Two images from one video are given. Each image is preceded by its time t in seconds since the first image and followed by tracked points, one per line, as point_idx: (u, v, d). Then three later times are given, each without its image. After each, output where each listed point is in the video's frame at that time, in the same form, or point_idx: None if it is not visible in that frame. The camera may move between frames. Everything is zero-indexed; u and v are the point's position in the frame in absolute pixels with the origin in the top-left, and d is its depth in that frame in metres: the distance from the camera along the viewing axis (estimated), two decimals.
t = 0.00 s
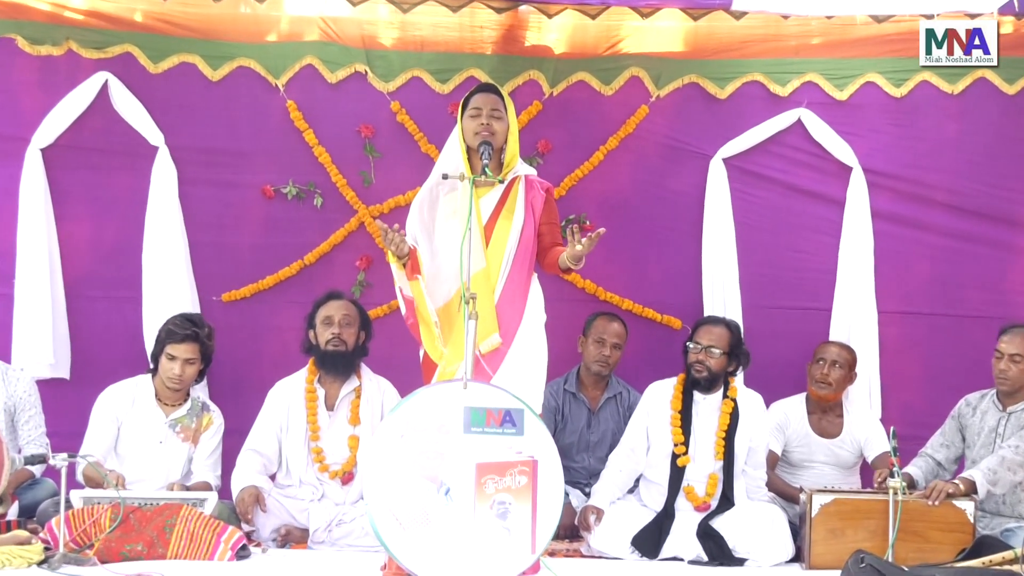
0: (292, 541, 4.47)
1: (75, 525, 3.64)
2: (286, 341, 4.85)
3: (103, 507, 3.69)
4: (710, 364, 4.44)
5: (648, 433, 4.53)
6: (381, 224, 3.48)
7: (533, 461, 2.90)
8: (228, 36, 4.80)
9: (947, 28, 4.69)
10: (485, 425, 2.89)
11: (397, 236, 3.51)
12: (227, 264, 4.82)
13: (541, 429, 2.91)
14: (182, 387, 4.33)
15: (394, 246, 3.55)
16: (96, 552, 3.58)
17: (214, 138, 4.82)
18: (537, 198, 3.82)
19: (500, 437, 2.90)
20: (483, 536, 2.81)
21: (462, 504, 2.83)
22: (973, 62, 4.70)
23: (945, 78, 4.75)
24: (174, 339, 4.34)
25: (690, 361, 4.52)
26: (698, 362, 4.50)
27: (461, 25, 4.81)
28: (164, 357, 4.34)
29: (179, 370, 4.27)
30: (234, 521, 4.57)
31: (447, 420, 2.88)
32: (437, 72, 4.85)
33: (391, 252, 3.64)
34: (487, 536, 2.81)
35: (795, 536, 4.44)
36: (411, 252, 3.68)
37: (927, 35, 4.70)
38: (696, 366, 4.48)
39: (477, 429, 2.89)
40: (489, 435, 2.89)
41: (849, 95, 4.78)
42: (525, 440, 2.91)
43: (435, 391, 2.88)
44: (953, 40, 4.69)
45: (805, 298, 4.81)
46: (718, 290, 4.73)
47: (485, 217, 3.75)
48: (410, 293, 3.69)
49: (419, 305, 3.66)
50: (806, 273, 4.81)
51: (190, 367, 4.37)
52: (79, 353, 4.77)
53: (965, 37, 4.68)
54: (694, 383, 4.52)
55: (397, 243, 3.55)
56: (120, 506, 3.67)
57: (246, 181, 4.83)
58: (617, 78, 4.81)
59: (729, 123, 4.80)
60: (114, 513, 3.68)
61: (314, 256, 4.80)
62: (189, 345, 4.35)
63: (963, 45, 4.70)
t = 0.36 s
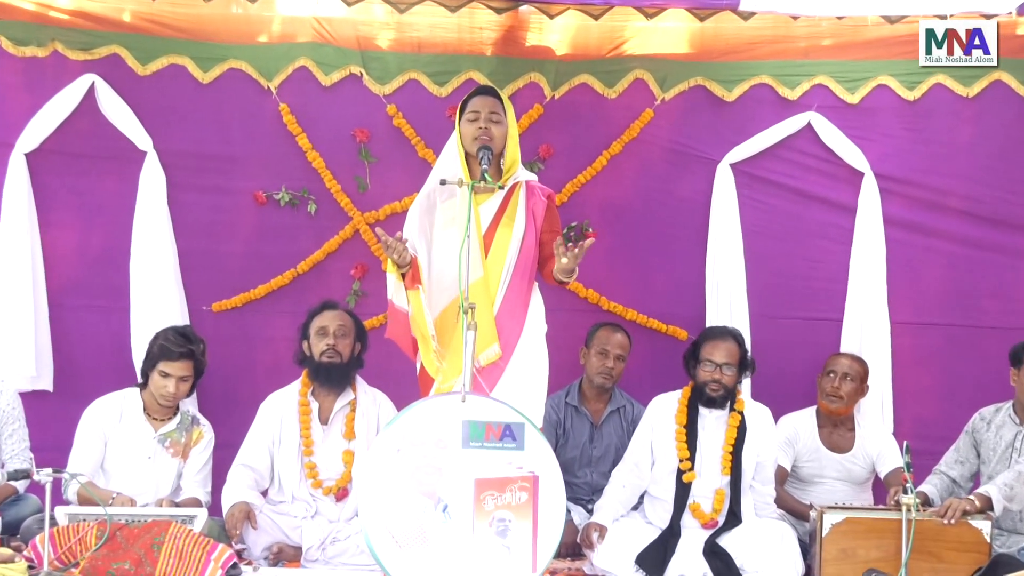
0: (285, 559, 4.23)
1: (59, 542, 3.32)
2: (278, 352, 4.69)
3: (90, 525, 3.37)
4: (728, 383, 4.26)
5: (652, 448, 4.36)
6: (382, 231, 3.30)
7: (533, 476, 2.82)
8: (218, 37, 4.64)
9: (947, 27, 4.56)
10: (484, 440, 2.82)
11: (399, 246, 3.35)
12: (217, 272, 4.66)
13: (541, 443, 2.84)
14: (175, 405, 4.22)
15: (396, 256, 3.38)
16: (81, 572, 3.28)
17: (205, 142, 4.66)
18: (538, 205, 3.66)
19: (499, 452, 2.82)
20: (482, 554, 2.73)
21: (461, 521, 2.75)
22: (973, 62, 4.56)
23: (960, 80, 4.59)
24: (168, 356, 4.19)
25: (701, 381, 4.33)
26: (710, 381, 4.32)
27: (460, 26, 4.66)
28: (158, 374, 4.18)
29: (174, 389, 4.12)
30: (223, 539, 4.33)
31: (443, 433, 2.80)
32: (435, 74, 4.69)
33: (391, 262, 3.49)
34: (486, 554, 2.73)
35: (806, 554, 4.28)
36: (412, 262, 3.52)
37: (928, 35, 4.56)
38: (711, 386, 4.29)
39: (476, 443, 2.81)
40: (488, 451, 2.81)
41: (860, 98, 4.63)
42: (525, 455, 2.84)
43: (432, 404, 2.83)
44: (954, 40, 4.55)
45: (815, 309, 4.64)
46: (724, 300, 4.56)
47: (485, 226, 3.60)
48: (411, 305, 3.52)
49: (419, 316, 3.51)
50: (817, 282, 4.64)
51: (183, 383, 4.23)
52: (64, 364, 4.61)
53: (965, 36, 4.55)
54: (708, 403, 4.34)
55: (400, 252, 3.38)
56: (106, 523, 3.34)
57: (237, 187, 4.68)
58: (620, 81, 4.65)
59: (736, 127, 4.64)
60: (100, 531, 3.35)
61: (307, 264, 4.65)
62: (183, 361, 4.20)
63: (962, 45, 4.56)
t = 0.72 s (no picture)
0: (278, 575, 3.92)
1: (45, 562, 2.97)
2: (272, 363, 4.53)
3: (77, 540, 3.04)
4: (741, 400, 4.14)
5: (658, 461, 4.21)
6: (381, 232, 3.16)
7: (535, 491, 2.70)
8: (210, 36, 4.50)
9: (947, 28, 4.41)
10: (485, 453, 2.69)
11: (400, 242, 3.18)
12: (209, 279, 4.51)
13: (544, 456, 2.71)
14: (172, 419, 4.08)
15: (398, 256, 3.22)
16: None
17: (196, 146, 4.51)
18: (542, 212, 3.53)
19: (500, 466, 2.69)
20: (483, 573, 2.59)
21: (460, 538, 2.61)
22: (973, 62, 4.42)
23: (976, 81, 4.44)
24: (168, 379, 3.97)
25: (714, 399, 4.19)
26: (723, 398, 4.18)
27: (460, 25, 4.51)
28: (155, 396, 3.98)
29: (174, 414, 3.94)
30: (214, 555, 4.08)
31: (442, 447, 2.67)
32: (434, 75, 4.54)
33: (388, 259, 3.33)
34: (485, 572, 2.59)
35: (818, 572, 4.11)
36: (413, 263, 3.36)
37: (928, 35, 4.42)
38: (724, 404, 4.15)
39: (476, 456, 2.68)
40: (489, 465, 2.68)
41: (873, 100, 4.47)
42: (527, 469, 2.71)
43: (430, 417, 2.69)
44: (954, 40, 4.41)
45: (828, 318, 4.49)
46: (735, 310, 4.42)
47: (485, 233, 3.46)
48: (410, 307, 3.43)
49: (420, 321, 3.38)
50: (829, 291, 4.49)
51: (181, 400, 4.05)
52: (51, 375, 4.46)
53: (965, 36, 4.41)
54: (721, 418, 4.19)
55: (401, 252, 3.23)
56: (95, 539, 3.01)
57: (229, 192, 4.53)
58: (625, 82, 4.50)
59: (745, 130, 4.49)
60: (88, 546, 3.03)
61: (301, 272, 4.49)
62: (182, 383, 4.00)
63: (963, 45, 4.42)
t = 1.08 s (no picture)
0: None
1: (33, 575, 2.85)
2: (267, 370, 4.39)
3: (65, 552, 2.91)
4: (755, 410, 4.01)
5: (666, 471, 4.06)
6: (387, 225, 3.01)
7: (541, 502, 2.53)
8: (204, 33, 4.36)
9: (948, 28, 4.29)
10: (487, 462, 2.54)
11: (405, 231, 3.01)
12: (202, 283, 4.36)
13: (549, 467, 2.54)
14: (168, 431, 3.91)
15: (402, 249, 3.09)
16: None
17: (189, 145, 4.37)
18: (547, 213, 3.41)
19: (504, 476, 2.53)
20: None
21: (462, 551, 2.47)
22: (971, 62, 4.29)
23: (995, 79, 4.30)
24: (167, 397, 3.79)
25: (727, 410, 4.06)
26: (736, 408, 4.05)
27: (461, 21, 4.36)
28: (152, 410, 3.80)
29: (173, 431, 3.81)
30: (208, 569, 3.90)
31: (442, 457, 2.53)
32: (435, 72, 4.40)
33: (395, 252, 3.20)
34: None
35: None
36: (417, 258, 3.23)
37: (927, 35, 4.30)
38: (738, 415, 4.01)
39: (478, 466, 2.54)
40: (492, 475, 2.53)
41: (889, 98, 4.33)
42: (532, 479, 2.55)
43: (431, 425, 2.54)
44: (953, 40, 4.28)
45: (842, 323, 4.34)
46: (746, 314, 4.29)
47: (489, 237, 3.30)
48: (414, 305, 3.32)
49: (423, 322, 3.28)
50: (843, 295, 4.34)
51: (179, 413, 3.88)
52: (39, 383, 4.31)
53: (964, 37, 4.28)
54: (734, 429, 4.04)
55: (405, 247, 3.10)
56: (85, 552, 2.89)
57: (223, 193, 4.38)
58: (632, 80, 4.36)
59: (756, 130, 4.35)
60: (77, 559, 2.91)
61: (297, 276, 4.35)
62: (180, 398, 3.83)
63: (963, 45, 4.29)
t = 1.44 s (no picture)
0: None
1: None
2: (265, 377, 4.24)
3: (56, 564, 2.78)
4: (770, 418, 3.86)
5: (676, 482, 3.90)
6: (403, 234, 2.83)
7: (547, 514, 2.39)
8: (199, 28, 4.21)
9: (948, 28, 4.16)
10: (491, 473, 2.39)
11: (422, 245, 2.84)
12: (198, 288, 4.22)
13: (555, 476, 2.40)
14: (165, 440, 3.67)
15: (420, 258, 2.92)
16: None
17: (184, 145, 4.23)
18: (551, 214, 3.25)
19: (508, 487, 2.39)
20: None
21: (465, 568, 2.32)
22: (974, 63, 4.16)
23: (1017, 76, 4.16)
24: (159, 392, 3.61)
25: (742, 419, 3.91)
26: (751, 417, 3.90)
27: (465, 17, 4.23)
28: (145, 410, 3.60)
29: (167, 429, 3.56)
30: None
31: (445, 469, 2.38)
32: (438, 69, 4.26)
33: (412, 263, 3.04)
34: None
35: None
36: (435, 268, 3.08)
37: (928, 35, 4.16)
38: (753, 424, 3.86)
39: (483, 477, 2.39)
40: (496, 486, 2.38)
41: (907, 96, 4.19)
42: (538, 490, 2.40)
43: (433, 434, 2.40)
44: (954, 40, 4.15)
45: (859, 329, 4.20)
46: (759, 320, 4.14)
47: (491, 241, 3.17)
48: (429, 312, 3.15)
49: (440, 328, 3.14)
50: (860, 300, 4.20)
51: (174, 417, 3.67)
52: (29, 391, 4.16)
53: (965, 37, 4.15)
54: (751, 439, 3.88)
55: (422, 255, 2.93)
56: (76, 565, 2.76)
57: (219, 195, 4.24)
58: (642, 77, 4.22)
59: (770, 129, 4.20)
60: (69, 571, 2.78)
61: (296, 280, 4.21)
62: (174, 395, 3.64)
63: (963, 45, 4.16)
